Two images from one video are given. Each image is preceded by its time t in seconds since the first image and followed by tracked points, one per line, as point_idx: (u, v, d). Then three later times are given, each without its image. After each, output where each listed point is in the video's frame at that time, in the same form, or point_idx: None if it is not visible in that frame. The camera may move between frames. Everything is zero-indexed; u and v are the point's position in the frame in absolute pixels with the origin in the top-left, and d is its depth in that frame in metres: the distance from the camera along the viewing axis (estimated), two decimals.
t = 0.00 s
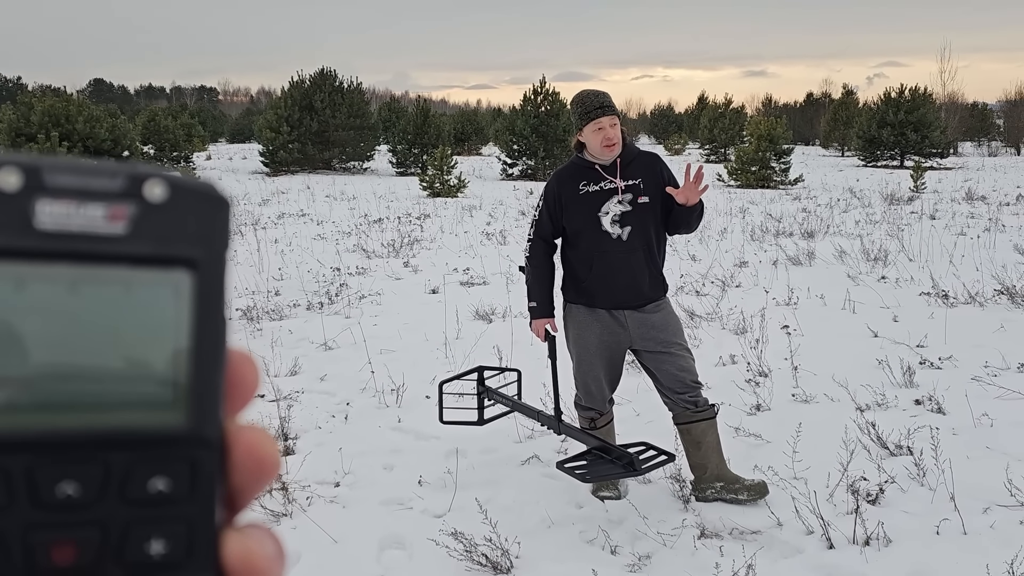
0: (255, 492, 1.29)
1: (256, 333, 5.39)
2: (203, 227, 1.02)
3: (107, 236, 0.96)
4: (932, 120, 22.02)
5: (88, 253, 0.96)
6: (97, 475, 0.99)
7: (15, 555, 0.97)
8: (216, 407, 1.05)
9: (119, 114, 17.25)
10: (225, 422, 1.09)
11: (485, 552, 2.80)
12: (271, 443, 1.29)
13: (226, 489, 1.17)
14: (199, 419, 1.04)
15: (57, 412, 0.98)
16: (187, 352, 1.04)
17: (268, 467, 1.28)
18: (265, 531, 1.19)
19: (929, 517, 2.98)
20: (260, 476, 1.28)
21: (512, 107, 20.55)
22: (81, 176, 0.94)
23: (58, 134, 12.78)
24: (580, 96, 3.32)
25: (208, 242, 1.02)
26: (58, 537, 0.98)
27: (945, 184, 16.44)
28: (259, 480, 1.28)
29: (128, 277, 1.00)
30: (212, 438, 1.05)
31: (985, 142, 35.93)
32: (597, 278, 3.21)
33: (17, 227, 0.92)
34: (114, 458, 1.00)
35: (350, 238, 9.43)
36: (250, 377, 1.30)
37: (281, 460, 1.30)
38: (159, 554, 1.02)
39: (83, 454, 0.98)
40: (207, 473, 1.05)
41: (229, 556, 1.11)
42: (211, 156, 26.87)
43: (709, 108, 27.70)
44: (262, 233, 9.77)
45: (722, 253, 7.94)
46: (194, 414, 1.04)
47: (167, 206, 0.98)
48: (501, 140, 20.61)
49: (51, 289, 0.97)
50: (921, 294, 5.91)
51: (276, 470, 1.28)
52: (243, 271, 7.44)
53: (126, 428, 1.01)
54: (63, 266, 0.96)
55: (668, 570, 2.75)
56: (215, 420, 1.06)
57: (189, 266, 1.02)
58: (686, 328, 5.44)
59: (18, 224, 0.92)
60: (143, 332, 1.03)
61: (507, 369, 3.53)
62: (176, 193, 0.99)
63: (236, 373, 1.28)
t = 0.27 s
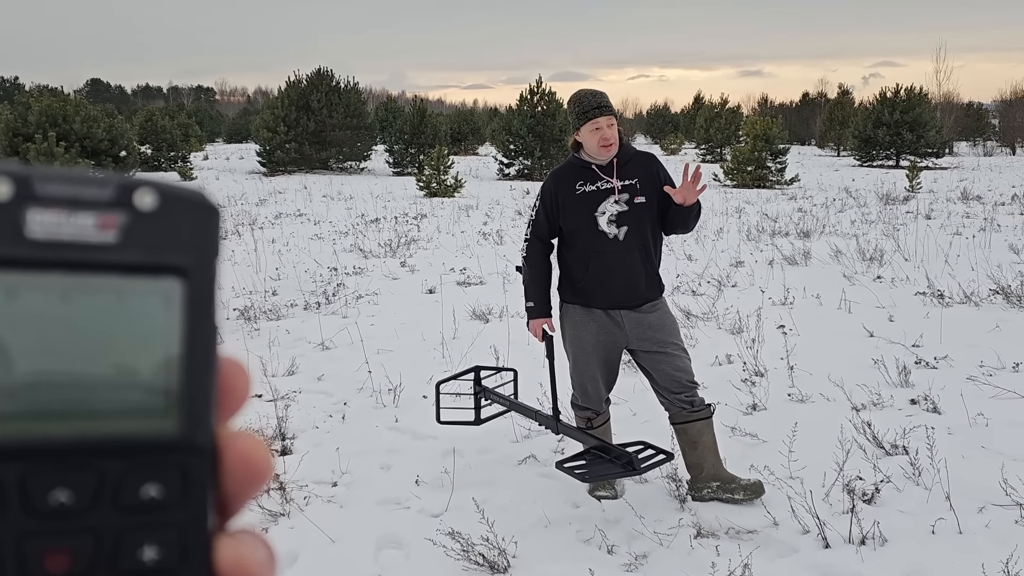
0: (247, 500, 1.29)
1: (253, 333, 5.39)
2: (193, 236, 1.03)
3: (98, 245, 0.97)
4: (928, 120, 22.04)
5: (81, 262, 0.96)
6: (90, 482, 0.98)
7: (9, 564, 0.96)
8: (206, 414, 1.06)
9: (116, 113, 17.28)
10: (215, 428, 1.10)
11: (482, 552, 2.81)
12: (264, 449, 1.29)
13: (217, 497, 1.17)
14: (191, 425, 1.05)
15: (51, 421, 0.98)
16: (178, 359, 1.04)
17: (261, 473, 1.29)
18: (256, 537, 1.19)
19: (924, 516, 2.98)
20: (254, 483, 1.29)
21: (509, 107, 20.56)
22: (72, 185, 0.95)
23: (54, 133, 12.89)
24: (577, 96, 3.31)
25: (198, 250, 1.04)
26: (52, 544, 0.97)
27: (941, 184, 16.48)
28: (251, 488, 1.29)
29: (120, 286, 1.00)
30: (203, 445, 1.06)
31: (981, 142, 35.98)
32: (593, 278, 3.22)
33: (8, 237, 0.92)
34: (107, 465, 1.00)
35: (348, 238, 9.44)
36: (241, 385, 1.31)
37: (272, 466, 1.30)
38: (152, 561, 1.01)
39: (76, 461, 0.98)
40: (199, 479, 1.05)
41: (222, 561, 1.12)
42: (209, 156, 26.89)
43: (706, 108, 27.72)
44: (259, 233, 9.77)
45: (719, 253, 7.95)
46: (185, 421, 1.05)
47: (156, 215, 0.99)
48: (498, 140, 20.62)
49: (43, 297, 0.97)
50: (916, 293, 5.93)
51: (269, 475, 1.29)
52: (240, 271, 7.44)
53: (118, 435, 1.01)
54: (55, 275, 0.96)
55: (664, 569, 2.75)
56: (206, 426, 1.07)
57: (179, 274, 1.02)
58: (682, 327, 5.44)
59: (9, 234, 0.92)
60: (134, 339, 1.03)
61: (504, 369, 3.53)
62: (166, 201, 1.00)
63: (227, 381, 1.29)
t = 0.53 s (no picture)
0: (242, 508, 1.25)
1: (250, 332, 5.39)
2: (200, 248, 1.02)
3: (107, 256, 0.95)
4: (924, 119, 22.06)
5: (90, 272, 0.95)
6: (95, 489, 0.96)
7: (14, 565, 0.95)
8: (207, 420, 1.03)
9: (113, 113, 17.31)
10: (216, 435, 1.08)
11: (480, 551, 2.81)
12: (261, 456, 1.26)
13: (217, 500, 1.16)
14: (194, 431, 1.02)
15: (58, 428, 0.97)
16: (182, 366, 1.02)
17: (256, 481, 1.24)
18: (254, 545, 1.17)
19: (922, 515, 2.99)
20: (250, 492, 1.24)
21: (506, 107, 20.58)
22: (82, 197, 0.94)
23: (52, 133, 13.00)
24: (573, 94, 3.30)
25: (204, 262, 1.03)
26: (58, 548, 0.96)
27: (937, 183, 16.52)
28: (246, 496, 1.24)
29: (125, 295, 0.99)
30: (204, 451, 1.03)
31: (978, 142, 36.02)
32: (590, 277, 3.22)
33: (18, 245, 0.90)
34: (111, 472, 0.97)
35: (345, 237, 9.44)
36: (234, 390, 1.26)
37: (269, 473, 1.26)
38: (155, 566, 0.99)
39: (80, 467, 0.96)
40: (202, 486, 1.03)
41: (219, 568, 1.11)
42: (207, 155, 26.93)
43: (703, 108, 27.75)
44: (257, 233, 9.78)
45: (716, 252, 7.95)
46: (187, 427, 1.02)
47: (165, 228, 0.98)
48: (495, 139, 20.63)
49: (51, 303, 0.96)
50: (913, 292, 5.93)
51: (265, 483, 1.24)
52: (238, 270, 7.46)
53: (122, 443, 0.99)
54: (61, 282, 0.95)
55: (662, 568, 2.75)
56: (209, 433, 1.04)
57: (185, 286, 1.02)
58: (680, 326, 5.45)
59: (18, 241, 0.90)
60: (138, 347, 1.02)
61: (502, 369, 3.53)
62: (174, 215, 0.99)
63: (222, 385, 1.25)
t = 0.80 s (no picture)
0: (247, 515, 1.23)
1: (248, 332, 5.39)
2: (203, 250, 1.01)
3: (109, 260, 0.95)
4: (922, 118, 22.07)
5: (92, 276, 0.95)
6: (98, 495, 0.96)
7: (18, 569, 0.95)
8: (212, 426, 1.03)
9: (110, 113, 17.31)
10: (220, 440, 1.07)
11: (478, 550, 2.81)
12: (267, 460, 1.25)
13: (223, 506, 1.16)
14: (197, 437, 1.02)
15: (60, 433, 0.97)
16: (186, 373, 1.03)
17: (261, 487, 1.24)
18: (258, 550, 1.16)
19: (920, 512, 2.99)
20: (255, 499, 1.23)
21: (504, 106, 20.58)
22: (84, 201, 0.94)
23: (50, 133, 13.03)
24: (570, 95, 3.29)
25: (207, 266, 1.02)
26: (61, 554, 0.97)
27: (935, 181, 16.52)
28: (252, 502, 1.23)
29: (128, 300, 0.99)
30: (209, 457, 1.03)
31: (976, 140, 36.02)
32: (589, 276, 3.23)
33: (20, 250, 0.90)
34: (114, 478, 0.97)
35: (344, 237, 9.44)
36: (240, 394, 1.26)
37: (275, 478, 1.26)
38: (158, 573, 0.99)
39: (84, 473, 0.96)
40: (206, 492, 1.02)
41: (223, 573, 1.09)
42: (204, 155, 26.93)
43: (701, 107, 27.74)
44: (255, 233, 9.78)
45: (714, 251, 7.96)
46: (191, 433, 1.02)
47: (167, 230, 0.97)
48: (493, 139, 20.62)
49: (53, 310, 0.96)
50: (911, 290, 5.94)
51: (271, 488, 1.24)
52: (236, 270, 7.46)
53: (126, 448, 0.99)
54: (64, 288, 0.95)
55: (660, 566, 2.76)
56: (212, 438, 1.04)
57: (188, 290, 1.01)
58: (678, 325, 5.46)
59: (20, 246, 0.90)
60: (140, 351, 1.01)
61: (499, 369, 3.54)
62: (177, 217, 0.98)
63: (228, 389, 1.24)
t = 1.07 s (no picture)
0: (244, 516, 1.24)
1: (247, 333, 5.39)
2: (199, 251, 1.01)
3: (104, 261, 0.95)
4: (920, 116, 22.08)
5: (88, 277, 0.95)
6: (95, 497, 0.97)
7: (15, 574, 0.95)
8: (209, 427, 1.03)
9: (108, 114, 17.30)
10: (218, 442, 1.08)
11: (477, 549, 2.82)
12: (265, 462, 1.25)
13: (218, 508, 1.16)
14: (195, 439, 1.02)
15: (58, 434, 0.97)
16: (182, 373, 1.02)
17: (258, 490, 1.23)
18: (257, 552, 1.16)
19: (918, 511, 3.00)
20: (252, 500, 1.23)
21: (502, 105, 20.57)
22: (79, 202, 0.94)
23: (48, 134, 13.06)
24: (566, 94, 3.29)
25: (203, 267, 1.02)
26: (57, 557, 0.97)
27: (933, 179, 16.53)
28: (250, 504, 1.23)
29: (125, 302, 0.99)
30: (207, 459, 1.03)
31: (974, 138, 36.03)
32: (586, 276, 3.23)
33: (16, 252, 0.91)
34: (111, 479, 0.98)
35: (342, 237, 9.45)
36: (237, 396, 1.26)
37: (272, 480, 1.26)
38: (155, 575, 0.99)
39: (81, 475, 0.96)
40: (203, 493, 1.03)
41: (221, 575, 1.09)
42: (202, 156, 26.94)
43: (699, 106, 27.70)
44: (253, 233, 9.78)
45: (712, 250, 7.96)
46: (189, 435, 1.02)
47: (162, 231, 0.97)
48: (491, 138, 20.61)
49: (49, 312, 0.96)
50: (909, 289, 5.94)
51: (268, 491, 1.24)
52: (234, 271, 7.47)
53: (123, 450, 0.99)
54: (60, 290, 0.95)
55: (659, 565, 2.76)
56: (210, 440, 1.04)
57: (184, 290, 1.01)
58: (676, 325, 5.46)
59: (16, 248, 0.91)
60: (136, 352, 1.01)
61: (496, 371, 3.53)
62: (172, 217, 0.98)
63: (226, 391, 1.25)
